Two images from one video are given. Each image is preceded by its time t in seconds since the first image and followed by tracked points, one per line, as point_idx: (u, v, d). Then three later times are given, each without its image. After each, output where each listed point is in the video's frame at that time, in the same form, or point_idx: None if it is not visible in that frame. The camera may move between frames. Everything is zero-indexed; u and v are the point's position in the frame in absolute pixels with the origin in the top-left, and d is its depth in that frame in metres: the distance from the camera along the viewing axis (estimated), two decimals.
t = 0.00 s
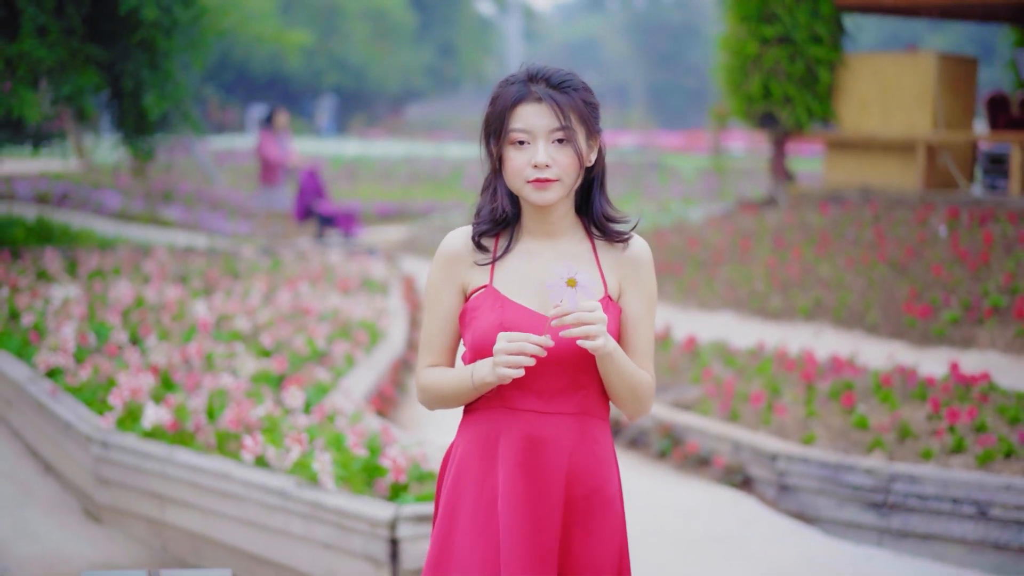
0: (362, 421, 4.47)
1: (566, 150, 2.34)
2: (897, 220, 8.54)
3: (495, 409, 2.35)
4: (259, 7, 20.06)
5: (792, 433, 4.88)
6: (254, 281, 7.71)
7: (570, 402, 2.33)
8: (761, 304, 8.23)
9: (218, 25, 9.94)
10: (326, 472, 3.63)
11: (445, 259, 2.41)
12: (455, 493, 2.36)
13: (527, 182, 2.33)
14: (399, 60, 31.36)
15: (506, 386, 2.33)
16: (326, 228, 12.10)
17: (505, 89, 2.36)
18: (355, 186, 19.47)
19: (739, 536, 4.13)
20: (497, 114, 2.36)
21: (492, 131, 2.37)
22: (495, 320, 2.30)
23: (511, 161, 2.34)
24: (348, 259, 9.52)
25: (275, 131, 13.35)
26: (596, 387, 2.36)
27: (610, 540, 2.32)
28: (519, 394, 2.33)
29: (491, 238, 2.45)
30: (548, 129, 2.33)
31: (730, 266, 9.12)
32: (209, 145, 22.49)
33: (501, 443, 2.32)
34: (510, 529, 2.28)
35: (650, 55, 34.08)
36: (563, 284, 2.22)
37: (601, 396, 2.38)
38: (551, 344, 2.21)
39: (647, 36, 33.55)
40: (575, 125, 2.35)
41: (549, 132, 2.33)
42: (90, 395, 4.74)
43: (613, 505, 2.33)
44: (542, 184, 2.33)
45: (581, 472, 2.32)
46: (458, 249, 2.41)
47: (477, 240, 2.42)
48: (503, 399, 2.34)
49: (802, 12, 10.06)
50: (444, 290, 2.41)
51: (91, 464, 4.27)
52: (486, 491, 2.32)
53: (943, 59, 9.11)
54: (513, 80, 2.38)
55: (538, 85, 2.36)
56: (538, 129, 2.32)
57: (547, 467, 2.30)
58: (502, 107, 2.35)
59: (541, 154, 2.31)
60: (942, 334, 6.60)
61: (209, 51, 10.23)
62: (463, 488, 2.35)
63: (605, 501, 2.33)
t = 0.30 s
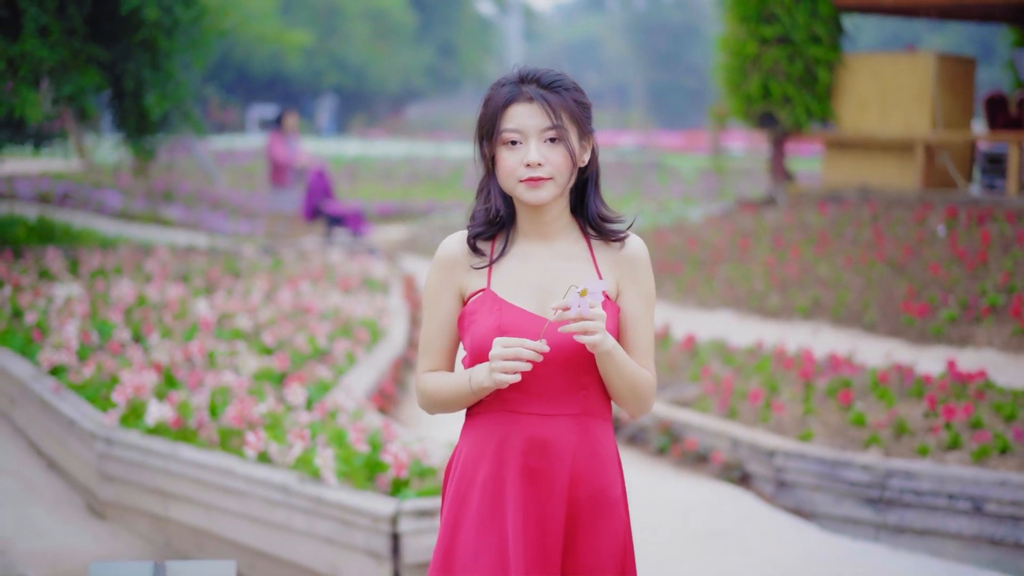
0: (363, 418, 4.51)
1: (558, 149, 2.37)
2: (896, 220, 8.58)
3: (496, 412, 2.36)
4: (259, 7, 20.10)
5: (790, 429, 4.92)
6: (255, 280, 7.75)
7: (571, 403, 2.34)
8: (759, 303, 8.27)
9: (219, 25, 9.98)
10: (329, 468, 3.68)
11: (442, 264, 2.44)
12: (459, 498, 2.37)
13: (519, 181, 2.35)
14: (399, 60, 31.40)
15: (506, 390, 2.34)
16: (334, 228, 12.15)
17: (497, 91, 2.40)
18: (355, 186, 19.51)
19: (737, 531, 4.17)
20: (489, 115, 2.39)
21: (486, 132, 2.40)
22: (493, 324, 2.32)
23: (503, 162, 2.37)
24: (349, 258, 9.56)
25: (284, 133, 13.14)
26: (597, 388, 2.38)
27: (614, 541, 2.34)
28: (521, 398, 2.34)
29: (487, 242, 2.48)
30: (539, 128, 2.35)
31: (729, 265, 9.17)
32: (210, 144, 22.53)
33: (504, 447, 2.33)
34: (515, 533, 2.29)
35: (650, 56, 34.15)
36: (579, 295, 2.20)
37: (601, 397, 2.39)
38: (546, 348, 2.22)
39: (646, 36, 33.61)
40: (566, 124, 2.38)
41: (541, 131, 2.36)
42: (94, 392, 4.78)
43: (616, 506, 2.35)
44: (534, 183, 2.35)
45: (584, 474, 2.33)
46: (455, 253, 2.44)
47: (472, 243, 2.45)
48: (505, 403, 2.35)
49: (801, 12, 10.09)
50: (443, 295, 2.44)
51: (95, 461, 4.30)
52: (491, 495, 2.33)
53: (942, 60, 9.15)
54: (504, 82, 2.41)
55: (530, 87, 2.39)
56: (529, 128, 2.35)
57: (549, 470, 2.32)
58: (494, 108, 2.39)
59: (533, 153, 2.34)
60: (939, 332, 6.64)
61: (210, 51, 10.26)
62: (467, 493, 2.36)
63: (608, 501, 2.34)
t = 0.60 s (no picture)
0: (365, 416, 4.56)
1: (542, 149, 2.39)
2: (894, 220, 8.63)
3: (501, 421, 2.36)
4: (260, 8, 20.15)
5: (787, 426, 4.97)
6: (257, 279, 7.80)
7: (575, 411, 2.34)
8: (758, 301, 8.31)
9: (221, 25, 10.01)
10: (331, 464, 3.72)
11: (440, 276, 2.48)
12: (467, 508, 2.38)
13: (508, 186, 2.37)
14: (399, 60, 31.45)
15: (510, 398, 2.35)
16: (344, 229, 12.07)
17: (477, 101, 2.44)
18: (356, 185, 19.56)
19: (735, 527, 4.21)
20: (472, 126, 2.44)
21: (470, 144, 2.44)
22: (491, 332, 2.34)
23: (491, 169, 2.39)
24: (350, 257, 9.61)
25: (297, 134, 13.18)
26: (601, 392, 2.38)
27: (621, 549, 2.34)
28: (525, 406, 2.34)
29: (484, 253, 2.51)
30: (522, 131, 2.38)
31: (728, 264, 9.21)
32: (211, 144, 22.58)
33: (509, 457, 2.34)
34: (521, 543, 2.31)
35: (649, 56, 34.24)
36: (540, 302, 2.21)
37: (605, 402, 2.39)
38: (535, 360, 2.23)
39: (646, 36, 33.67)
40: (547, 123, 2.40)
41: (524, 133, 2.38)
42: (97, 390, 4.82)
43: (621, 512, 2.36)
44: (523, 185, 2.37)
45: (590, 483, 2.34)
46: (452, 264, 2.48)
47: (467, 254, 2.48)
48: (510, 411, 2.35)
49: (800, 12, 10.13)
50: (443, 307, 2.48)
51: (99, 458, 4.35)
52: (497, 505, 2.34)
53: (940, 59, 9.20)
54: (482, 93, 2.46)
55: (507, 92, 2.43)
56: (512, 132, 2.38)
57: (554, 480, 2.32)
58: (475, 118, 2.43)
59: (518, 156, 2.36)
60: (937, 330, 6.68)
61: (211, 51, 10.29)
62: (475, 504, 2.37)
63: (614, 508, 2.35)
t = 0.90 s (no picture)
0: (366, 413, 4.60)
1: (522, 149, 2.35)
2: (893, 220, 8.66)
3: (503, 425, 2.33)
4: (261, 7, 20.21)
5: (786, 423, 5.00)
6: (258, 278, 7.84)
7: (577, 410, 2.31)
8: (758, 301, 8.35)
9: (222, 25, 10.06)
10: (332, 459, 3.76)
11: (440, 285, 2.48)
12: (470, 515, 2.34)
13: (495, 193, 2.34)
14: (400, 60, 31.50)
15: (509, 401, 2.32)
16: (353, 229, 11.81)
17: (449, 116, 2.41)
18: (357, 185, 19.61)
19: (733, 523, 4.25)
20: (448, 142, 2.40)
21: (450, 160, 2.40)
22: (489, 336, 2.33)
23: (476, 180, 2.35)
24: (351, 256, 9.66)
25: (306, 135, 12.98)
26: (602, 390, 2.34)
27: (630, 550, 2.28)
28: (525, 408, 2.31)
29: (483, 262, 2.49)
30: (498, 135, 2.35)
31: (727, 264, 9.25)
32: (212, 144, 22.62)
33: (512, 460, 2.30)
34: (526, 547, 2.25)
35: (650, 56, 34.34)
36: (510, 302, 2.25)
37: (607, 401, 2.35)
38: (524, 368, 2.23)
39: (646, 36, 33.75)
40: (521, 124, 2.37)
41: (502, 138, 2.35)
42: (100, 387, 4.86)
43: (628, 513, 2.30)
44: (511, 189, 2.33)
45: (595, 483, 2.29)
46: (450, 272, 2.47)
47: (463, 264, 2.46)
48: (510, 414, 2.32)
49: (800, 12, 10.17)
50: (443, 315, 2.47)
51: (103, 454, 4.39)
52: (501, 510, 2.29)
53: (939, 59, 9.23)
54: (452, 107, 2.42)
55: (477, 101, 2.39)
56: (489, 139, 2.34)
57: (559, 481, 2.28)
58: (450, 133, 2.39)
59: (501, 161, 2.33)
60: (935, 329, 6.72)
61: (213, 52, 10.33)
62: (479, 510, 2.33)
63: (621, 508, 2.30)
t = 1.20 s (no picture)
0: (367, 410, 4.65)
1: (506, 152, 2.38)
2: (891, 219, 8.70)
3: (507, 427, 2.36)
4: (262, 7, 20.26)
5: (783, 421, 5.04)
6: (260, 277, 7.87)
7: (579, 409, 2.34)
8: (757, 300, 8.38)
9: (223, 25, 10.10)
10: (334, 456, 3.81)
11: (438, 294, 2.52)
12: (476, 517, 2.37)
13: (485, 198, 2.37)
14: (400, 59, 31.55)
15: (510, 402, 2.35)
16: (364, 228, 11.89)
17: (430, 127, 2.44)
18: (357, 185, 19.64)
19: (732, 519, 4.29)
20: (432, 152, 2.43)
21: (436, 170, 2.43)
22: (484, 340, 2.37)
23: (464, 187, 2.38)
24: (352, 256, 9.70)
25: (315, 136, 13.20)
26: (602, 387, 2.37)
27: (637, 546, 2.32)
28: (527, 409, 2.34)
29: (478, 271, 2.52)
30: (481, 141, 2.37)
31: (726, 263, 9.29)
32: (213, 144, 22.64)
33: (516, 461, 2.33)
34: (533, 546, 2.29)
35: (649, 56, 34.42)
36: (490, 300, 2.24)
37: (608, 398, 2.38)
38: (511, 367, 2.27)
39: (646, 36, 33.83)
40: (502, 127, 2.40)
41: (485, 143, 2.38)
42: (104, 385, 4.90)
43: (632, 509, 2.34)
44: (500, 193, 2.36)
45: (599, 481, 2.32)
46: (445, 282, 2.51)
47: (458, 275, 2.48)
48: (513, 416, 2.35)
49: (799, 12, 10.22)
50: (442, 321, 2.51)
51: (106, 452, 4.42)
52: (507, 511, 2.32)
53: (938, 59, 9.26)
54: (432, 117, 2.46)
55: (456, 109, 2.43)
56: (472, 145, 2.37)
57: (563, 481, 2.31)
58: (433, 144, 2.42)
59: (486, 166, 2.35)
60: (934, 327, 6.75)
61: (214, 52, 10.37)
62: (484, 512, 2.36)
63: (625, 505, 2.33)
